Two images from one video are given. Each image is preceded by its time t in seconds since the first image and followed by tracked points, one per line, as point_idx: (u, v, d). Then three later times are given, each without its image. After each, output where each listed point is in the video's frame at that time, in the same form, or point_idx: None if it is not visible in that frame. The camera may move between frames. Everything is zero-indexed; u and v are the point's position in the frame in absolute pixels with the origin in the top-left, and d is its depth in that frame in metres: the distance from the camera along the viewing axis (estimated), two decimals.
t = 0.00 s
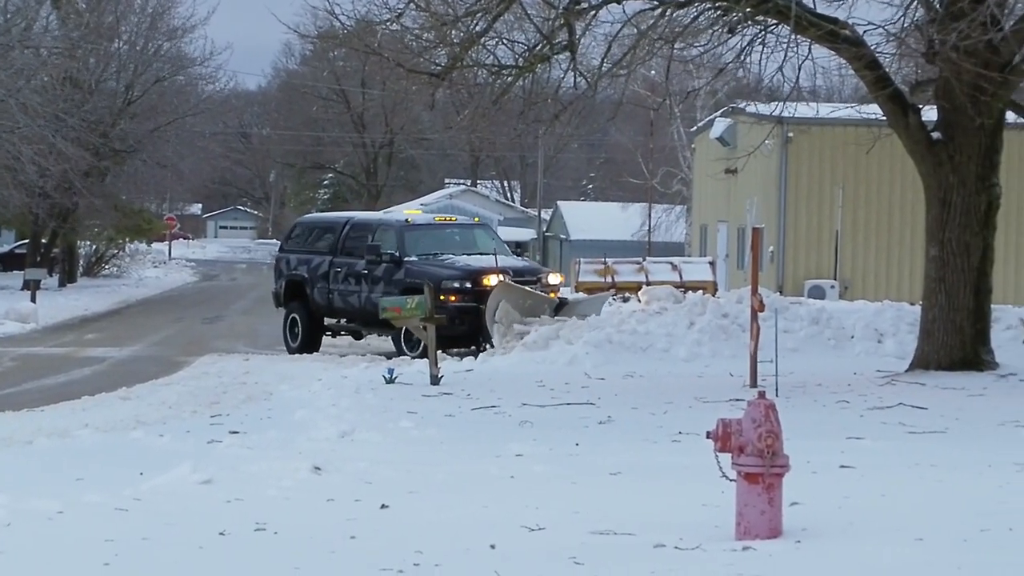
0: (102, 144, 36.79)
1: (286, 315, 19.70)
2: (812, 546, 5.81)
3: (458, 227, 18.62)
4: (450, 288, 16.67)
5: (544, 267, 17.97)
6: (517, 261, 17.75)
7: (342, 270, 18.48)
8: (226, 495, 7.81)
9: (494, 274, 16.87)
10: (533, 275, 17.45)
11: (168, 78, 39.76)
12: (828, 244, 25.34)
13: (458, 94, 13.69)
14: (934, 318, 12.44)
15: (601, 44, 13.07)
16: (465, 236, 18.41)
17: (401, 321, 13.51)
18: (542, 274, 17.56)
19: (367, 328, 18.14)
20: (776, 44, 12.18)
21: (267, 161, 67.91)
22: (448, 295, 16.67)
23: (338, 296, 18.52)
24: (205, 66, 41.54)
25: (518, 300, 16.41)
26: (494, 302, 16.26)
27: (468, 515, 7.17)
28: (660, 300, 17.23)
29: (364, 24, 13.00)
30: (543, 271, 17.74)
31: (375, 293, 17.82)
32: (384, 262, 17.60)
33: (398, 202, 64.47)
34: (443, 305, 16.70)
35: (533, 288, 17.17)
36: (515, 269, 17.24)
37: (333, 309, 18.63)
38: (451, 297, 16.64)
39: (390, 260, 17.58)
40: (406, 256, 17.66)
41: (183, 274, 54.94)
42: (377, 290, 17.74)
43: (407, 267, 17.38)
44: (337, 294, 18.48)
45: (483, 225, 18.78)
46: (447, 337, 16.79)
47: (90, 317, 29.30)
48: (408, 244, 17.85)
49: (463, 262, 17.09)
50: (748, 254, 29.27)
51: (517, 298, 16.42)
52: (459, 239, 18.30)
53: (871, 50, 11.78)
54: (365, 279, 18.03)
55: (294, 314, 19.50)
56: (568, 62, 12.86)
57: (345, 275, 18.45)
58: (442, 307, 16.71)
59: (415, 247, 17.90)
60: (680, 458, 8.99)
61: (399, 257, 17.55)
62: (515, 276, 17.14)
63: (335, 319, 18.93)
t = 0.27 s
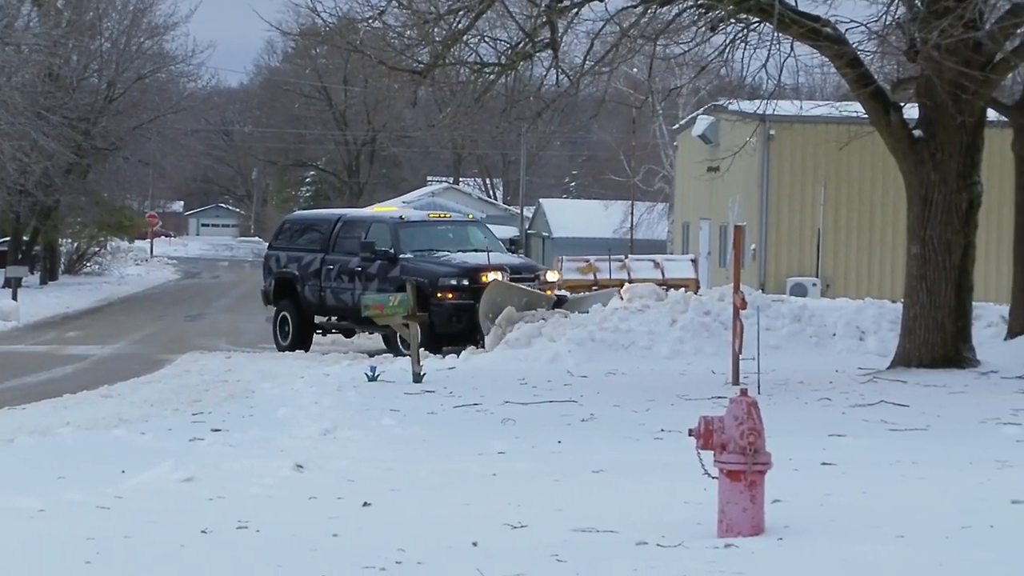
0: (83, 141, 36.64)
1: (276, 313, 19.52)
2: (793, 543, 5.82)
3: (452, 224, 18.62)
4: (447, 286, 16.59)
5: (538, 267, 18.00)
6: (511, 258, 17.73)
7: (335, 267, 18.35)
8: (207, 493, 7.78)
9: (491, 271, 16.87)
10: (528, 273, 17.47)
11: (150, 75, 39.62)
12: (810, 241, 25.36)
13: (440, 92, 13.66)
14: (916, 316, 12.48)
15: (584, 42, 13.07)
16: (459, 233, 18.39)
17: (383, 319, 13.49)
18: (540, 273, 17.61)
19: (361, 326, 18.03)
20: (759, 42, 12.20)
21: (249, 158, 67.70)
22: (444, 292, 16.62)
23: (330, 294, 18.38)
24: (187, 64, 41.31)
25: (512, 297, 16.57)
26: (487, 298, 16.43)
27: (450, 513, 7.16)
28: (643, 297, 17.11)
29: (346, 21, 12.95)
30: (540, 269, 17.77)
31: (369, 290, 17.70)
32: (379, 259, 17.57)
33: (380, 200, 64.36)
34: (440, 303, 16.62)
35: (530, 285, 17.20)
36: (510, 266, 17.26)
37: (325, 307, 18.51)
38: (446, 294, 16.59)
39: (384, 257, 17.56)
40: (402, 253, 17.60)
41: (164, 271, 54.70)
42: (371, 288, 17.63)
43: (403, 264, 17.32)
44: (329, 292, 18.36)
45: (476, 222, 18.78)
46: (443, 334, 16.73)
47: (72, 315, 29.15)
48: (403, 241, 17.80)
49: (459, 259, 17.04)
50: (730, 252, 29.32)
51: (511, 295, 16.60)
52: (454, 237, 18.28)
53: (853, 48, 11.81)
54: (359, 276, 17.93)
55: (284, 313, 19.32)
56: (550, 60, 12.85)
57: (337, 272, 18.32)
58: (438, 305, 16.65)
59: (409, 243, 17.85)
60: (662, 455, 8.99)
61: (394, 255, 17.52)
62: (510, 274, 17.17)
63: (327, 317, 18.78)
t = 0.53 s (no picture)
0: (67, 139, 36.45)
1: (267, 311, 19.42)
2: (777, 541, 5.82)
3: (447, 222, 18.63)
4: (444, 282, 16.57)
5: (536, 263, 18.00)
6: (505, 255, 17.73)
7: (329, 264, 18.30)
8: (191, 490, 7.75)
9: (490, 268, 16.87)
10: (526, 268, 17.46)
11: (133, 73, 39.44)
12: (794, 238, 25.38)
13: (424, 90, 13.62)
14: (899, 313, 12.51)
15: (568, 39, 13.06)
16: (455, 230, 18.41)
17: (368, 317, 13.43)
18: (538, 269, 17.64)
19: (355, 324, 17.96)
20: (743, 40, 12.21)
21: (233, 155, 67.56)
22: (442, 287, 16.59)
23: (324, 291, 18.30)
24: (171, 62, 41.14)
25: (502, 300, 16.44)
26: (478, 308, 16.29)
27: (435, 511, 7.14)
28: (627, 295, 17.03)
29: (330, 19, 12.90)
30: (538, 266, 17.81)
31: (364, 287, 17.67)
32: (375, 255, 17.54)
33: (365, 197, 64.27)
34: (438, 298, 16.60)
35: (528, 283, 17.25)
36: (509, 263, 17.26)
37: (317, 305, 18.43)
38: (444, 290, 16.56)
39: (381, 254, 17.54)
40: (397, 250, 17.58)
41: (148, 269, 54.51)
42: (367, 285, 17.59)
43: (400, 261, 17.29)
44: (323, 289, 18.29)
45: (471, 220, 18.81)
46: (440, 331, 16.69)
47: (56, 312, 29.04)
48: (399, 237, 17.79)
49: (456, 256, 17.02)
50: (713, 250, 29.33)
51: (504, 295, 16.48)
52: (450, 234, 18.29)
53: (837, 45, 11.84)
54: (354, 273, 17.90)
55: (275, 311, 19.22)
56: (534, 57, 12.83)
57: (332, 270, 18.26)
58: (436, 301, 16.63)
59: (406, 239, 17.82)
60: (646, 453, 8.99)
61: (390, 252, 17.50)
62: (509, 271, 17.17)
63: (319, 315, 18.69)
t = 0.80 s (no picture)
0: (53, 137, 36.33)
1: (262, 310, 19.38)
2: (763, 538, 5.82)
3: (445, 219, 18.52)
4: (446, 279, 16.47)
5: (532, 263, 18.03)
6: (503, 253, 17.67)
7: (326, 262, 18.27)
8: (177, 489, 7.72)
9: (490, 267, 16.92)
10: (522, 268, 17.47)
11: (119, 70, 39.35)
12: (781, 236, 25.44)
13: (411, 87, 13.59)
14: (885, 311, 12.54)
15: (555, 37, 13.05)
16: (454, 228, 18.30)
17: (354, 314, 13.48)
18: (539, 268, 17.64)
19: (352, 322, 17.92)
20: (729, 37, 12.21)
21: (219, 153, 67.45)
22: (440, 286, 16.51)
23: (321, 289, 18.27)
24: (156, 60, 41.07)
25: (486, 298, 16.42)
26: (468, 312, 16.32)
27: (421, 508, 7.13)
28: (614, 293, 16.98)
29: (316, 17, 12.86)
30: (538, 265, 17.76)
31: (363, 284, 17.60)
32: (373, 252, 17.47)
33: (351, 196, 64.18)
34: (438, 296, 16.52)
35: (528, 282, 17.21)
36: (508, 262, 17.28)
37: (314, 303, 18.41)
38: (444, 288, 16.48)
39: (380, 251, 17.45)
40: (397, 247, 17.49)
41: (133, 267, 54.36)
42: (365, 282, 17.53)
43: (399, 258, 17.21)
44: (319, 287, 18.26)
45: (470, 218, 18.73)
46: (439, 329, 16.63)
47: (42, 310, 28.94)
48: (399, 234, 17.69)
49: (457, 253, 16.95)
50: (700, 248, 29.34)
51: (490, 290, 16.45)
52: (449, 232, 18.19)
53: (823, 43, 11.86)
54: (352, 271, 17.84)
55: (270, 309, 19.19)
56: (521, 55, 12.82)
57: (329, 267, 18.22)
58: (436, 298, 16.56)
59: (405, 237, 17.73)
60: (633, 451, 8.98)
61: (389, 249, 17.41)
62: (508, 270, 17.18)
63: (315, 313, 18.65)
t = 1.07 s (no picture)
0: (42, 135, 36.20)
1: (256, 307, 19.39)
2: (752, 536, 5.83)
3: (441, 216, 18.45)
4: (443, 277, 16.44)
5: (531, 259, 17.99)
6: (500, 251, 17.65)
7: (321, 260, 18.27)
8: (167, 487, 7.69)
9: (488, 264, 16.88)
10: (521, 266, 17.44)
11: (108, 68, 39.22)
12: (771, 233, 25.48)
13: (401, 85, 13.57)
14: (874, 309, 12.56)
15: (544, 35, 13.04)
16: (451, 225, 18.24)
17: (344, 313, 13.47)
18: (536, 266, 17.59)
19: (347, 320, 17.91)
20: (718, 35, 12.20)
21: (208, 151, 67.33)
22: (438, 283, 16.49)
23: (315, 286, 18.26)
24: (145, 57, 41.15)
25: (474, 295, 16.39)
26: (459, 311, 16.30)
27: (408, 506, 7.12)
28: (603, 291, 16.91)
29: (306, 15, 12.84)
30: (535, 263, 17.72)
31: (358, 282, 17.56)
32: (369, 250, 17.44)
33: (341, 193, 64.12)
34: (435, 294, 16.48)
35: (524, 281, 17.17)
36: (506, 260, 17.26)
37: (309, 301, 18.42)
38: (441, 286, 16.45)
39: (376, 249, 17.41)
40: (394, 244, 17.44)
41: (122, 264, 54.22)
42: (360, 280, 17.51)
43: (397, 256, 17.17)
44: (314, 285, 18.25)
45: (466, 214, 18.65)
46: (435, 327, 16.59)
47: (31, 308, 28.84)
48: (395, 231, 17.63)
49: (454, 251, 16.92)
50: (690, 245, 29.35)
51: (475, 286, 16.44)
52: (446, 229, 18.13)
53: (812, 42, 11.86)
54: (348, 269, 17.81)
55: (264, 306, 19.19)
56: (510, 53, 12.79)
57: (324, 265, 18.21)
58: (432, 296, 16.53)
59: (402, 234, 17.67)
60: (623, 449, 8.98)
61: (386, 247, 17.37)
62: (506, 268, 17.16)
63: (309, 310, 18.64)
